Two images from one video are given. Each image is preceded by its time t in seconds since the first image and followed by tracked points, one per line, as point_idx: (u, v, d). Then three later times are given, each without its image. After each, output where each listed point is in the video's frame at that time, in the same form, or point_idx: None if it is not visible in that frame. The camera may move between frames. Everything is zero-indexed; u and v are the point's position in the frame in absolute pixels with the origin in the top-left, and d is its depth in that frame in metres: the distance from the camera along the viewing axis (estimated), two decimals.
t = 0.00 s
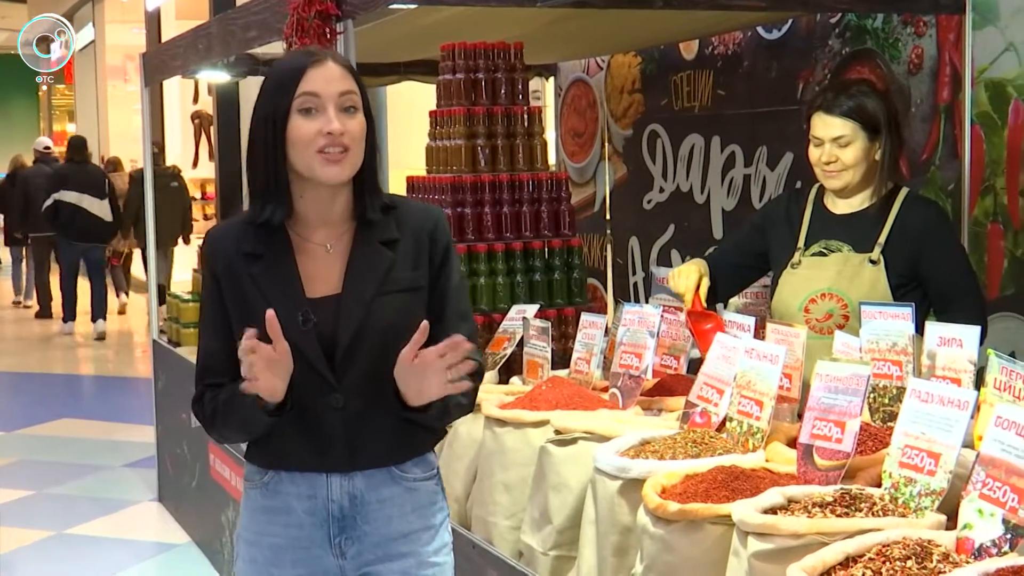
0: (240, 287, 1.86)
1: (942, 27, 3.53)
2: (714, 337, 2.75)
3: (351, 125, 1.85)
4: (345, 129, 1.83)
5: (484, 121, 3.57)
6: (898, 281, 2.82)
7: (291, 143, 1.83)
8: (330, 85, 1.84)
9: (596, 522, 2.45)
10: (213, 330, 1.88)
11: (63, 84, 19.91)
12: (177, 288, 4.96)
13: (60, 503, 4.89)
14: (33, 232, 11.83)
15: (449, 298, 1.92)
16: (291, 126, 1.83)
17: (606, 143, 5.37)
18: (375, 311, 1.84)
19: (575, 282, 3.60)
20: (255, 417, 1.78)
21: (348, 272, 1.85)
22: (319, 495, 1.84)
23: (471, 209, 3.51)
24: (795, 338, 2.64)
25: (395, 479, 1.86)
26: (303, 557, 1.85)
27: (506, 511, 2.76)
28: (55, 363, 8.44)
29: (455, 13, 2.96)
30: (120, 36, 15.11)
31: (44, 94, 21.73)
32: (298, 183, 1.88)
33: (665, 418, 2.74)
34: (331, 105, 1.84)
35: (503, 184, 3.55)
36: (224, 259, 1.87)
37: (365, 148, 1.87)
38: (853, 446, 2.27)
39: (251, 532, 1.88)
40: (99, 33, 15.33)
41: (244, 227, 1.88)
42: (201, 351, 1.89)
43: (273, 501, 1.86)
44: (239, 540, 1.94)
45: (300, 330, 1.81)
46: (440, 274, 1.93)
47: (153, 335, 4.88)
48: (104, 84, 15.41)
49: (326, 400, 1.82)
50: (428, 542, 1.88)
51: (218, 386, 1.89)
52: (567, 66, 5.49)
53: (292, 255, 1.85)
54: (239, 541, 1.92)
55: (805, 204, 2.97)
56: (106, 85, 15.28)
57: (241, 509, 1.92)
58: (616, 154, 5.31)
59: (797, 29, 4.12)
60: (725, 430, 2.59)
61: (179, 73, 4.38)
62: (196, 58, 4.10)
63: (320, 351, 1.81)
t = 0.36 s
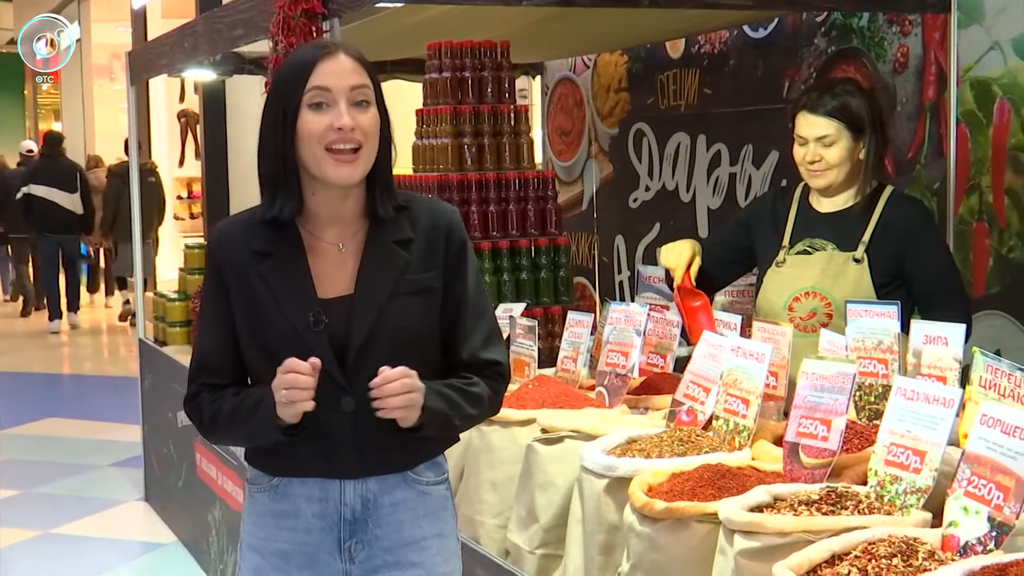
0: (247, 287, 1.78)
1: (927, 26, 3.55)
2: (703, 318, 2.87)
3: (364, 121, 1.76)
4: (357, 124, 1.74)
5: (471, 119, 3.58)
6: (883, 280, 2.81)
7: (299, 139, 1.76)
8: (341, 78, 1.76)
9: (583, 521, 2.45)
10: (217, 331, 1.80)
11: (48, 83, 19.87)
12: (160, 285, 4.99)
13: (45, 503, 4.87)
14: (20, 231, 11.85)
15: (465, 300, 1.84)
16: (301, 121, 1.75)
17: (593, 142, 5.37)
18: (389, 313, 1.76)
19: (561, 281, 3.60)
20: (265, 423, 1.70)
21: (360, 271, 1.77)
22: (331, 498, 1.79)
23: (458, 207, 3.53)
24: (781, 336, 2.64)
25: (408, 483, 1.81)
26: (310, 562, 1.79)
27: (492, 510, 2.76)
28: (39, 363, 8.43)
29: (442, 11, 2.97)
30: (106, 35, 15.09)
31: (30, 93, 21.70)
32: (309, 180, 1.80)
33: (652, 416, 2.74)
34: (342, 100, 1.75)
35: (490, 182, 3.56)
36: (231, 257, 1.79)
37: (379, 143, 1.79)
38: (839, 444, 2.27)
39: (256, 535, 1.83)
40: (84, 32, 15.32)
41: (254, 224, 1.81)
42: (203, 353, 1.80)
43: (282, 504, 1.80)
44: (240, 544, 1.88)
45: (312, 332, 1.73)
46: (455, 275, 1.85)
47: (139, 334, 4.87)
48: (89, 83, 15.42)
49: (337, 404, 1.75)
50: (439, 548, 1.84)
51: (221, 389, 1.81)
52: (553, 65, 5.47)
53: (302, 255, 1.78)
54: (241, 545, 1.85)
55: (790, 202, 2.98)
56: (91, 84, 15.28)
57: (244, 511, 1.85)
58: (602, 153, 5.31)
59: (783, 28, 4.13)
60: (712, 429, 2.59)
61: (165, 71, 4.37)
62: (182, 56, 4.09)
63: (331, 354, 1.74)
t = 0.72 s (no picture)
0: (254, 279, 1.76)
1: (913, 26, 3.56)
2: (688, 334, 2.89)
3: (357, 126, 1.75)
4: (349, 132, 1.73)
5: (457, 120, 3.57)
6: (866, 280, 2.82)
7: (299, 146, 1.75)
8: (330, 87, 1.74)
9: (569, 521, 2.45)
10: (217, 322, 1.76)
11: (34, 83, 19.79)
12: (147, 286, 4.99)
13: (31, 504, 4.86)
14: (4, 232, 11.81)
15: (466, 303, 1.86)
16: (296, 132, 1.75)
17: (579, 143, 5.37)
18: (400, 311, 1.77)
19: (547, 281, 3.60)
20: (280, 425, 1.70)
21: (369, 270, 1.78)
22: (334, 494, 1.79)
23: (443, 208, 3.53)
24: (767, 336, 2.64)
25: (409, 478, 1.84)
26: (309, 556, 1.80)
27: (478, 510, 2.76)
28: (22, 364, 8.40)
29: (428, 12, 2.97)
30: (92, 35, 15.05)
31: (16, 92, 21.63)
32: (314, 183, 1.81)
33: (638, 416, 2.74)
34: (332, 109, 1.74)
35: (476, 183, 3.56)
36: (234, 246, 1.77)
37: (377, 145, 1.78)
38: (824, 444, 2.27)
39: (250, 531, 1.81)
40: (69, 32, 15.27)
41: (255, 217, 1.79)
42: (199, 344, 1.75)
43: (282, 500, 1.79)
44: (229, 540, 1.85)
45: (325, 326, 1.73)
46: (455, 276, 1.87)
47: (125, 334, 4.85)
48: (75, 84, 15.37)
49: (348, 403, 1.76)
50: (433, 544, 1.88)
51: (213, 381, 1.77)
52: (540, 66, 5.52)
53: (312, 250, 1.77)
54: (233, 542, 1.83)
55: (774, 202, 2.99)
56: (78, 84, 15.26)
57: (238, 508, 1.83)
58: (588, 154, 5.31)
59: (768, 28, 4.14)
60: (698, 429, 2.59)
61: (150, 72, 4.36)
62: (167, 56, 4.08)
63: (343, 350, 1.74)
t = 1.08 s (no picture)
0: (235, 289, 1.73)
1: (896, 27, 3.57)
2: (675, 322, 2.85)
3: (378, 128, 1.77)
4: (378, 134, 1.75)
5: (442, 120, 3.58)
6: (849, 280, 2.83)
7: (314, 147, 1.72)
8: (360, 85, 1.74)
9: (555, 521, 2.45)
10: (199, 336, 1.73)
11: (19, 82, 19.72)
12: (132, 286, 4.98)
13: (17, 506, 4.84)
14: None
15: (435, 298, 1.91)
16: (323, 129, 1.71)
17: (564, 143, 5.37)
18: (386, 310, 1.79)
19: (533, 281, 3.60)
20: (275, 440, 1.68)
21: (352, 270, 1.78)
22: (327, 502, 1.80)
23: (429, 208, 3.53)
24: (751, 336, 2.64)
25: (399, 482, 1.86)
26: (304, 566, 1.80)
27: (464, 511, 2.76)
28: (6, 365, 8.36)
29: (411, 12, 2.97)
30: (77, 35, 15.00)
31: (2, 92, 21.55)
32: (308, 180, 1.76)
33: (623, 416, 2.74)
34: (362, 107, 1.74)
35: (461, 183, 3.56)
36: (213, 257, 1.74)
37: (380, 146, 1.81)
38: (809, 443, 2.28)
39: (242, 544, 1.80)
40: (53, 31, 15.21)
41: (230, 226, 1.76)
42: (180, 359, 1.73)
43: (274, 511, 1.79)
44: (220, 555, 1.84)
45: (313, 332, 1.72)
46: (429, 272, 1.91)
47: (109, 336, 4.83)
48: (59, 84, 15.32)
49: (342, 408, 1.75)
50: (423, 548, 1.90)
51: (197, 397, 1.74)
52: (525, 66, 5.53)
53: (291, 254, 1.76)
54: (225, 557, 1.82)
55: (755, 202, 2.99)
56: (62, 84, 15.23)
57: (228, 521, 1.83)
58: (573, 154, 5.31)
59: (752, 29, 4.15)
60: (683, 429, 2.59)
61: (134, 72, 4.34)
62: (151, 57, 4.07)
63: (333, 354, 1.73)
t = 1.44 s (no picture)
0: (229, 300, 1.69)
1: (882, 27, 3.59)
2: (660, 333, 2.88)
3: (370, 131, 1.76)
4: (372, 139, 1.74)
5: (429, 120, 3.57)
6: (830, 278, 2.84)
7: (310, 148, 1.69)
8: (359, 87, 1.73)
9: (541, 521, 2.45)
10: (191, 353, 1.69)
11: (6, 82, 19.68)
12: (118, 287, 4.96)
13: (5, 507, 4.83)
14: None
15: (422, 298, 1.93)
16: (321, 131, 1.69)
17: (551, 143, 5.37)
18: (379, 311, 1.79)
19: (519, 281, 3.62)
20: (288, 446, 1.64)
21: (343, 273, 1.77)
22: (337, 514, 1.77)
23: (416, 208, 3.52)
24: (737, 336, 2.65)
25: (403, 489, 1.85)
26: None
27: (451, 510, 2.77)
28: None
29: (398, 12, 2.97)
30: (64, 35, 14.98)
31: None
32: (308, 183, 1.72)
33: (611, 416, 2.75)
34: (357, 109, 1.73)
35: (448, 183, 3.56)
36: (205, 270, 1.70)
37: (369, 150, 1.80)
38: (795, 443, 2.28)
39: (250, 561, 1.77)
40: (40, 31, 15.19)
41: (221, 235, 1.73)
42: (175, 377, 1.68)
43: (283, 525, 1.75)
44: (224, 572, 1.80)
45: (314, 337, 1.70)
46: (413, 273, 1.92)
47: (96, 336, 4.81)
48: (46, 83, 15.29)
49: (345, 411, 1.73)
50: (426, 555, 1.90)
51: (194, 414, 1.70)
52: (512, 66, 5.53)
53: (282, 259, 1.73)
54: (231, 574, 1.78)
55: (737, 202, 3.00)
56: (50, 83, 15.21)
57: (233, 539, 1.79)
58: (560, 154, 5.32)
59: (739, 29, 4.16)
60: (670, 429, 2.59)
61: (120, 72, 4.33)
62: (138, 56, 4.07)
63: (333, 357, 1.71)
